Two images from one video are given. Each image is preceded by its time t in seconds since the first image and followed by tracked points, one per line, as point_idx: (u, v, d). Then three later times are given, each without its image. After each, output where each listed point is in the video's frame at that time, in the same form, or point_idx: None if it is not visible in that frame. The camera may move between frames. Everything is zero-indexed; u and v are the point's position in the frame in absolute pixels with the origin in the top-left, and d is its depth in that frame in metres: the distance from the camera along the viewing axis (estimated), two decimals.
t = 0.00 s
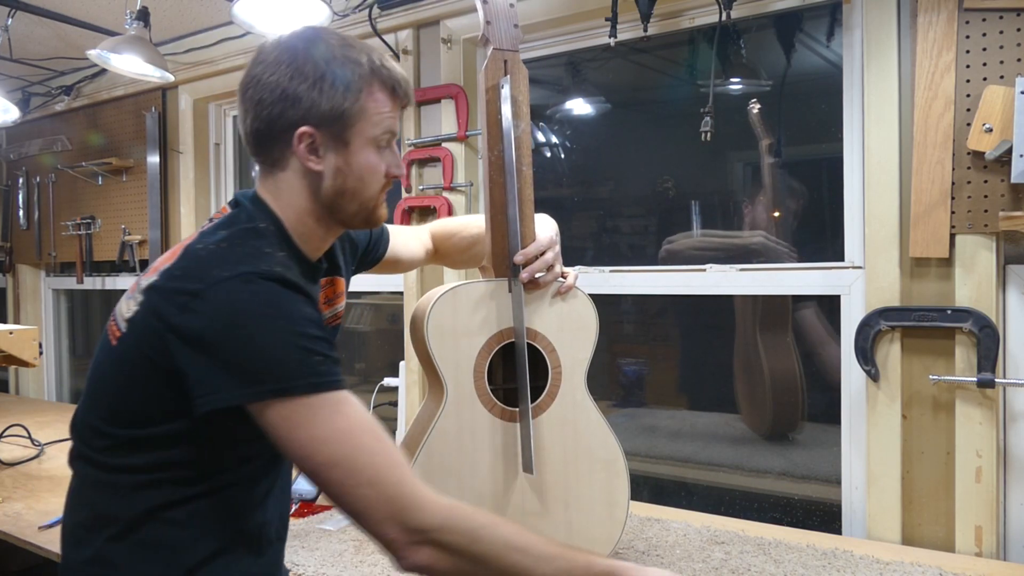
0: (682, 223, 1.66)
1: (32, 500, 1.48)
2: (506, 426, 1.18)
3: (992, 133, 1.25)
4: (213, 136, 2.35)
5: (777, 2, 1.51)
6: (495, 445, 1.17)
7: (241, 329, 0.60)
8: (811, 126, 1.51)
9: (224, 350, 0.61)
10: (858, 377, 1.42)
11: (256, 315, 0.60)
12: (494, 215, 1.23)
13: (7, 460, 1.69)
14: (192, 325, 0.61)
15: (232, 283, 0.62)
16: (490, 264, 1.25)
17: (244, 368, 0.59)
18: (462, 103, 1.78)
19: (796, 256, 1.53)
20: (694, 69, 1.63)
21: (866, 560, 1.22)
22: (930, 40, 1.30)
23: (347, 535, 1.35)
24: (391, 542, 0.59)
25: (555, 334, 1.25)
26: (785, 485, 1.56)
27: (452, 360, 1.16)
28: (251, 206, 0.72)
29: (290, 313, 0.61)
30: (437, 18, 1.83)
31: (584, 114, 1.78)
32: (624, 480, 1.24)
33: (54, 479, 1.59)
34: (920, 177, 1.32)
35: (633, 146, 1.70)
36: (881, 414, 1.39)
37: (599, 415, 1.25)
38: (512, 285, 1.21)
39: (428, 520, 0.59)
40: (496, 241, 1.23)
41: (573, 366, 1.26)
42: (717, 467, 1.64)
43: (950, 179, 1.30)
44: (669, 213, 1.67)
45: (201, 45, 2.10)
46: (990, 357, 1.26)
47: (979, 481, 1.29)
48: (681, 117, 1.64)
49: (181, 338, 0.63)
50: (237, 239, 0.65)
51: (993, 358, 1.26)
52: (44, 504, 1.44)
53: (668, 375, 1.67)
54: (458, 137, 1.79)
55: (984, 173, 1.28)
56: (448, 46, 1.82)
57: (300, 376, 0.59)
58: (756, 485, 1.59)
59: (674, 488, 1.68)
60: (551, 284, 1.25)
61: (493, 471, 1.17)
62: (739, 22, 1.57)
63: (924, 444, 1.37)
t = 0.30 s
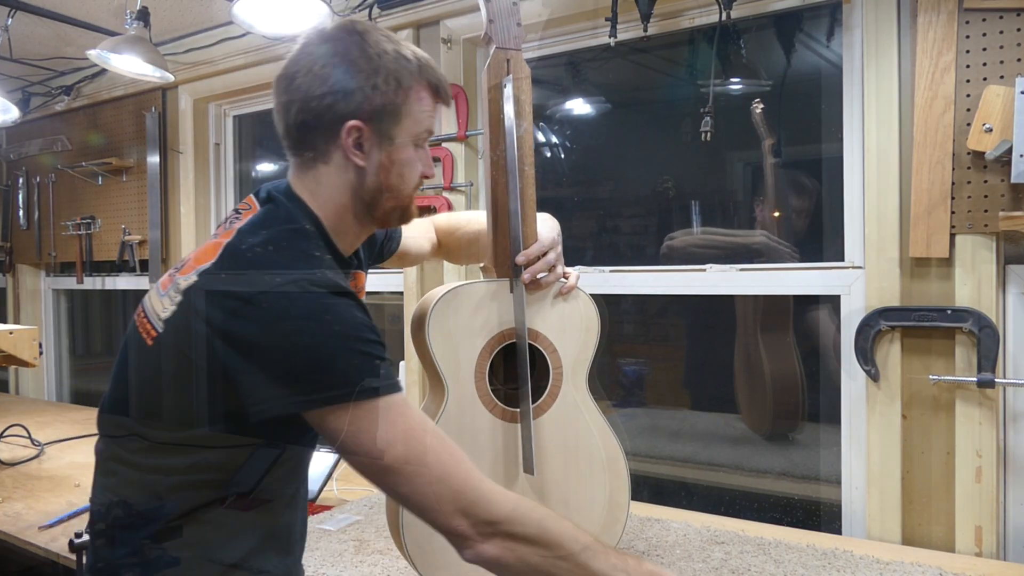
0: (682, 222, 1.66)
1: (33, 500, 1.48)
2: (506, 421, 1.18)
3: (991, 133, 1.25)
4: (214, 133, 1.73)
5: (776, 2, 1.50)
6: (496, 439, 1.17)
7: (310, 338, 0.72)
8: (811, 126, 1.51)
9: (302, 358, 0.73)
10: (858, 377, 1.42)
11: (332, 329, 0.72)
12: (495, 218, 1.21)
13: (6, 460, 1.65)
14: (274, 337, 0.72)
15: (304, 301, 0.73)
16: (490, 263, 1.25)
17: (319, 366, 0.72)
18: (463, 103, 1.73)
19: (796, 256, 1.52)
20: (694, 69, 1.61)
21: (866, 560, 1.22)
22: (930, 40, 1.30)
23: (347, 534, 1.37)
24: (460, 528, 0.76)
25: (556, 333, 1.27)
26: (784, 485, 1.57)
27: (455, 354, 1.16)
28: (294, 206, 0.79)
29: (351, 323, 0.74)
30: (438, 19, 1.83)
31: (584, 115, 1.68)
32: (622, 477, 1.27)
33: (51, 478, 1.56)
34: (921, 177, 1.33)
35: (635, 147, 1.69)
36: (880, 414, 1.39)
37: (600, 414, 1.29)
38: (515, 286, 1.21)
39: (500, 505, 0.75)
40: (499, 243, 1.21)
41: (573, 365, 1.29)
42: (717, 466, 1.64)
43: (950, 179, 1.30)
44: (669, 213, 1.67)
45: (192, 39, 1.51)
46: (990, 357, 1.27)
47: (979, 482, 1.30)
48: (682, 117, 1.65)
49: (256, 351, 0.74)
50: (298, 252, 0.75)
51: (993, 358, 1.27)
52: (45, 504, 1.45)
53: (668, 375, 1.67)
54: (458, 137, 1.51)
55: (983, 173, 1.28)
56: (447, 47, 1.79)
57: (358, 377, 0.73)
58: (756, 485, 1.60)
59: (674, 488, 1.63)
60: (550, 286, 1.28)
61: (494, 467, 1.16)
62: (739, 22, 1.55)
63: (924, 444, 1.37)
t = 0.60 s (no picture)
0: (681, 222, 1.65)
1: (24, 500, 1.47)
2: (501, 413, 1.29)
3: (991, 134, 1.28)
4: (209, 134, 1.31)
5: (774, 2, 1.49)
6: (490, 429, 1.30)
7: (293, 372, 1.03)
8: (811, 127, 1.49)
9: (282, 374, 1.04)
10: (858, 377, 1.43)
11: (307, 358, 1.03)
12: (501, 223, 1.32)
13: None
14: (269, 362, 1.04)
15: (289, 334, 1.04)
16: (491, 264, 1.34)
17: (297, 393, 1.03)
18: (444, 101, 1.62)
19: (795, 256, 1.52)
20: (692, 69, 1.61)
21: (865, 560, 1.22)
22: (930, 41, 1.32)
23: (327, 536, 1.34)
24: (475, 496, 1.33)
25: (551, 333, 1.25)
26: (784, 485, 1.55)
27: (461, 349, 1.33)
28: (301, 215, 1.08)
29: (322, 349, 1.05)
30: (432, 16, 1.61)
31: (583, 113, 1.74)
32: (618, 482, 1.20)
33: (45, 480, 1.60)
34: (920, 177, 1.36)
35: (636, 146, 1.70)
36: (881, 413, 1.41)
37: (581, 412, 1.21)
38: (516, 285, 1.28)
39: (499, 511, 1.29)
40: (500, 249, 1.31)
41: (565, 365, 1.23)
42: (715, 467, 1.63)
43: (927, 181, 1.35)
44: (666, 214, 1.66)
45: None
46: (991, 357, 1.31)
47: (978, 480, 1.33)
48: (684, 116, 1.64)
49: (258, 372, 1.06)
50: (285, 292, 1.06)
51: (993, 359, 1.31)
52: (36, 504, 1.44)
53: (664, 375, 1.67)
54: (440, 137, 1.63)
55: (961, 174, 1.32)
56: (448, 48, 1.62)
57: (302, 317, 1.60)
58: (756, 486, 1.59)
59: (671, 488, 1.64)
60: (546, 283, 1.27)
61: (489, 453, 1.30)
62: (737, 22, 1.55)
63: (924, 443, 1.38)
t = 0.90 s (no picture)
0: (662, 223, 1.66)
1: (9, 502, 1.48)
2: (501, 412, 1.31)
3: (967, 136, 1.27)
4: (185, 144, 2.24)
5: (756, 5, 1.53)
6: (491, 429, 1.32)
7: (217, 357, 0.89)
8: (790, 129, 1.52)
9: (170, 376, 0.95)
10: (836, 377, 1.44)
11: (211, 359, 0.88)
12: (500, 224, 1.38)
13: None
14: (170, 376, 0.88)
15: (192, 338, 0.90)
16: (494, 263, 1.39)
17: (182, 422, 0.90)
18: (443, 103, 1.79)
19: (777, 256, 1.53)
20: (675, 71, 1.64)
21: (844, 558, 1.23)
22: (907, 43, 1.32)
23: (327, 536, 1.34)
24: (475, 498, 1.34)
25: (545, 330, 1.26)
26: (764, 485, 1.57)
27: (462, 349, 1.38)
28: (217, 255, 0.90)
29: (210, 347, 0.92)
30: (417, 19, 1.85)
31: (565, 115, 1.80)
32: (613, 483, 1.20)
33: (27, 484, 1.61)
34: (898, 178, 1.34)
35: (618, 148, 1.71)
36: (858, 413, 1.40)
37: (581, 411, 1.21)
38: (518, 283, 1.31)
39: (498, 512, 1.30)
40: (500, 250, 1.37)
41: (559, 362, 1.24)
42: (695, 466, 1.65)
43: (927, 181, 1.31)
44: (648, 215, 1.67)
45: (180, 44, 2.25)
46: (966, 357, 1.28)
47: (954, 480, 1.31)
48: (665, 117, 1.65)
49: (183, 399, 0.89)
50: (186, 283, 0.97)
51: (968, 358, 1.28)
52: (19, 506, 1.45)
53: (645, 377, 1.68)
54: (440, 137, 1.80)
55: (959, 175, 1.29)
56: (429, 47, 1.82)
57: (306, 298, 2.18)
58: (736, 485, 1.61)
59: (654, 488, 1.70)
60: (541, 283, 1.28)
61: (489, 452, 1.32)
62: (719, 25, 1.59)
63: (901, 444, 1.37)
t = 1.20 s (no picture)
0: (662, 223, 1.66)
1: (9, 502, 1.48)
2: (501, 412, 1.31)
3: (967, 136, 1.27)
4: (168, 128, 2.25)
5: (754, 6, 1.53)
6: (492, 428, 1.32)
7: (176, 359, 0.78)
8: (790, 129, 1.52)
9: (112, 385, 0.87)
10: (836, 377, 1.44)
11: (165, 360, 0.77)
12: (500, 224, 1.38)
13: None
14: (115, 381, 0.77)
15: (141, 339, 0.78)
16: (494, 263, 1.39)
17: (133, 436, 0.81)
18: (443, 103, 1.79)
19: (776, 256, 1.53)
20: (675, 71, 1.65)
21: (844, 558, 1.22)
22: (907, 43, 1.32)
23: (327, 536, 1.34)
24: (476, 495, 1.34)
25: (545, 329, 1.26)
26: (763, 485, 1.57)
27: (462, 349, 1.38)
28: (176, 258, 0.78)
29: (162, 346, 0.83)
30: (418, 19, 1.84)
31: (565, 115, 1.80)
32: (612, 482, 1.20)
33: (27, 484, 1.61)
34: (898, 178, 1.34)
35: (617, 147, 1.71)
36: (858, 413, 1.40)
37: (581, 411, 1.21)
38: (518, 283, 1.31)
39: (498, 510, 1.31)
40: (500, 250, 1.37)
41: (558, 362, 1.24)
42: (694, 466, 1.65)
43: (927, 181, 1.31)
44: (647, 215, 1.67)
45: (179, 44, 2.24)
46: (966, 357, 1.28)
47: (954, 480, 1.31)
48: (665, 117, 1.65)
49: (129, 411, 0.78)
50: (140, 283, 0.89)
51: (968, 358, 1.28)
52: (18, 507, 1.45)
53: (645, 377, 1.68)
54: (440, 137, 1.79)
55: (959, 175, 1.29)
56: (429, 47, 1.82)
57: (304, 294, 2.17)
58: (735, 485, 1.61)
59: (654, 488, 1.70)
60: (540, 283, 1.28)
61: (489, 452, 1.32)
62: (718, 24, 1.60)
63: (901, 444, 1.37)
